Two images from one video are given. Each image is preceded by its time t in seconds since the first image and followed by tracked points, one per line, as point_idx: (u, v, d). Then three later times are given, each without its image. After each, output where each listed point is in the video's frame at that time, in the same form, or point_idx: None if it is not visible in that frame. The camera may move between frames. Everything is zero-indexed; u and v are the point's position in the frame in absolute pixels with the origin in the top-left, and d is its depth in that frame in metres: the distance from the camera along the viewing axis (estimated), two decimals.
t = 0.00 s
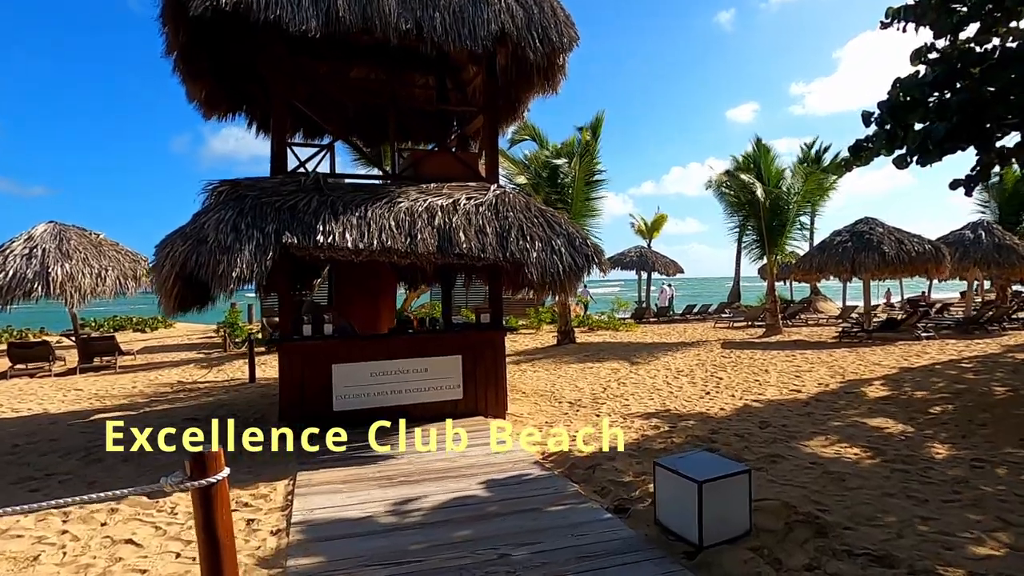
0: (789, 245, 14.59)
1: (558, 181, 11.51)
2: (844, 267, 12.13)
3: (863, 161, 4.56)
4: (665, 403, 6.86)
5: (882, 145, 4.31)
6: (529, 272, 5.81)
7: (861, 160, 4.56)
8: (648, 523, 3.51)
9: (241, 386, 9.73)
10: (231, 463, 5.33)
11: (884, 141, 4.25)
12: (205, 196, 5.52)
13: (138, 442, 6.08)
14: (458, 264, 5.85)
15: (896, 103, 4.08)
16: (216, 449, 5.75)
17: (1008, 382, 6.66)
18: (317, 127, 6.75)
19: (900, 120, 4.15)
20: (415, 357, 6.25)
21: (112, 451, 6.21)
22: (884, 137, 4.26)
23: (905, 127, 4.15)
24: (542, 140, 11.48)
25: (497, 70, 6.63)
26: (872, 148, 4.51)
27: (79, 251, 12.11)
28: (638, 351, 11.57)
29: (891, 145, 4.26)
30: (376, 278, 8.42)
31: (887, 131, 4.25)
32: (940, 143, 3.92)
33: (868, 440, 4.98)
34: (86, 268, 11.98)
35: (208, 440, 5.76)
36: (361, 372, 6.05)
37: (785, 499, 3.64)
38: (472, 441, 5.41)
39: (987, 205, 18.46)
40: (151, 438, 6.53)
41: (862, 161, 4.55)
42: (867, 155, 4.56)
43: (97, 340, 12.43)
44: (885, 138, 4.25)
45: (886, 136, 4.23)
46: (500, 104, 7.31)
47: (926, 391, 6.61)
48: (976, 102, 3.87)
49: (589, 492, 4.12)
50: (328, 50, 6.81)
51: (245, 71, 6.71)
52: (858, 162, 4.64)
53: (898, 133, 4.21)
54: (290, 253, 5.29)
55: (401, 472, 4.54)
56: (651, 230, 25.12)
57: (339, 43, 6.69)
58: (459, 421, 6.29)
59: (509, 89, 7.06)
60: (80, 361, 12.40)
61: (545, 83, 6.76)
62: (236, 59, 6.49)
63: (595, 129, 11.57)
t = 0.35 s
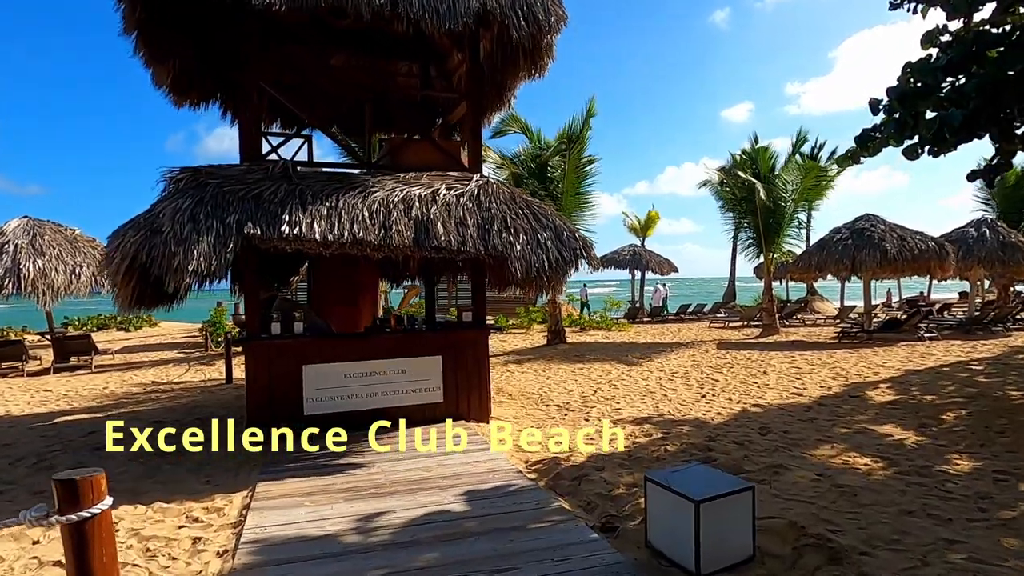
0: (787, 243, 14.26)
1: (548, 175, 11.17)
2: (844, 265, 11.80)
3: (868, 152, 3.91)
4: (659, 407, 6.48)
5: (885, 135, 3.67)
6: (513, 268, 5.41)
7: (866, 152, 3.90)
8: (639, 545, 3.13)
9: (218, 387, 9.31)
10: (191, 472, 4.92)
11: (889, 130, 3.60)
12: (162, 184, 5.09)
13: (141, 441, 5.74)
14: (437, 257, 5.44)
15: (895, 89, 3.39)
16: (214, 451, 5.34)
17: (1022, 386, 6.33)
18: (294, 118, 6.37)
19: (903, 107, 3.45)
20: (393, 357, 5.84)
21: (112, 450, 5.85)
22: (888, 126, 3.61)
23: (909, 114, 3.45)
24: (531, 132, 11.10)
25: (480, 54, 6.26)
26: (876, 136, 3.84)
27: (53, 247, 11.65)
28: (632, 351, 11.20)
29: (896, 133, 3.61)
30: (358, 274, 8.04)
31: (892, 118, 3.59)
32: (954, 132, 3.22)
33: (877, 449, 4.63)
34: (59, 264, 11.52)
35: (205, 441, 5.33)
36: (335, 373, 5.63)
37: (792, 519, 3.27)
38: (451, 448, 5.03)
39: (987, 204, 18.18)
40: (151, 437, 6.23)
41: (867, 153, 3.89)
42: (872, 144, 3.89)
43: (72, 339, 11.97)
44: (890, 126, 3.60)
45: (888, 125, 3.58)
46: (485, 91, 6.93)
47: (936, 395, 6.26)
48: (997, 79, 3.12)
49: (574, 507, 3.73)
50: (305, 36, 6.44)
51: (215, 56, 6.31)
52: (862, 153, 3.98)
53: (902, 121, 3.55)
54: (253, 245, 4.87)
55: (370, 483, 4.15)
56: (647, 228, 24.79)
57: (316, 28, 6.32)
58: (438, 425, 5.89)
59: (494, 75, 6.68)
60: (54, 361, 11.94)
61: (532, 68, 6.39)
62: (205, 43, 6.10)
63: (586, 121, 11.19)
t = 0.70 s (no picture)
0: (775, 240, 14.07)
1: (531, 169, 10.84)
2: (835, 262, 11.60)
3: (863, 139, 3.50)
4: (646, 410, 6.17)
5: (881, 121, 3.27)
6: (489, 264, 5.06)
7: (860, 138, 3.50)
8: (623, 569, 2.79)
9: (185, 393, 8.85)
10: (142, 486, 4.53)
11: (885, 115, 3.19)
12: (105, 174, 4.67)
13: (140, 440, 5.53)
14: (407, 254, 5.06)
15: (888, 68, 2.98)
16: (217, 449, 5.00)
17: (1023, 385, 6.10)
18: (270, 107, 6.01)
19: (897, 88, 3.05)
20: (364, 360, 5.44)
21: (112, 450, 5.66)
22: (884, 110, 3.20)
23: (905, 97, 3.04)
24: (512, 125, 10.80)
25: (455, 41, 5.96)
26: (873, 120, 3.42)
27: (13, 247, 11.09)
28: (619, 351, 10.89)
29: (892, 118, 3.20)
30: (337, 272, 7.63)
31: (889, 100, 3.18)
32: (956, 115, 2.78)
33: (878, 456, 4.34)
34: (20, 265, 10.97)
35: (209, 435, 4.97)
36: (300, 378, 5.21)
37: (793, 536, 2.97)
38: (424, 456, 4.69)
39: (974, 201, 18.16)
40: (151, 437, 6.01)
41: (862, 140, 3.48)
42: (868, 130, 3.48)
43: (34, 344, 11.41)
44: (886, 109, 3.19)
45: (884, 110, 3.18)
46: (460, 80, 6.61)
47: (934, 395, 6.01)
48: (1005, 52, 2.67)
49: (552, 524, 3.39)
50: (271, 25, 6.10)
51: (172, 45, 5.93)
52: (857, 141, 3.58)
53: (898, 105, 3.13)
54: (205, 240, 4.46)
55: (332, 499, 3.79)
56: (634, 227, 24.58)
57: (281, 15, 5.96)
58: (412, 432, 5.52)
59: (470, 64, 6.36)
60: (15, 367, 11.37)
61: (510, 53, 6.08)
62: (161, 32, 5.71)
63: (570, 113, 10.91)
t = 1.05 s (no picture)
0: (744, 235, 14.06)
1: (496, 168, 10.58)
2: (803, 255, 11.59)
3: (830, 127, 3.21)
4: (617, 413, 5.93)
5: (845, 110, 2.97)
6: (445, 265, 4.74)
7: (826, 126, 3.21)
8: None
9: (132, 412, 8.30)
10: (67, 519, 4.11)
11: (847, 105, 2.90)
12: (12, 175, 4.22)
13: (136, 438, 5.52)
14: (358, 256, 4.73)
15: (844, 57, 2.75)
16: (218, 446, 4.72)
17: (992, 373, 6.05)
18: (206, 103, 5.58)
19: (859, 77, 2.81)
20: (314, 372, 5.05)
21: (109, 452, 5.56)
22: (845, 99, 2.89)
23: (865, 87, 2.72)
24: (474, 123, 10.59)
25: (405, 29, 5.60)
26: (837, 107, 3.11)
27: None
28: (590, 351, 10.68)
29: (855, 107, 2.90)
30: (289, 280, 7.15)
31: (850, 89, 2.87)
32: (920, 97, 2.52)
33: (854, 453, 4.18)
34: None
35: (210, 431, 4.68)
36: (243, 395, 4.79)
37: (768, 550, 2.75)
38: (380, 473, 4.37)
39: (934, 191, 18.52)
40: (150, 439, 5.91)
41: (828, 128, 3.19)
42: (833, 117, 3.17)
43: None
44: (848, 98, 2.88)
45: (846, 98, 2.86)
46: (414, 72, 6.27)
47: (905, 386, 5.90)
48: (967, 35, 2.30)
49: (511, 546, 3.11)
50: (203, 13, 5.64)
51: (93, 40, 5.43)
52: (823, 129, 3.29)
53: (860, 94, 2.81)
54: (127, 247, 4.05)
55: (271, 526, 3.45)
56: (605, 225, 24.50)
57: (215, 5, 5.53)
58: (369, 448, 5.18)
59: (423, 55, 6.03)
60: None
61: (464, 42, 5.75)
62: (80, 29, 5.21)
63: (533, 110, 10.73)
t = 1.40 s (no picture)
0: (711, 235, 14.03)
1: (460, 164, 10.26)
2: (766, 256, 11.58)
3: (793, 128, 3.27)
4: (579, 420, 5.66)
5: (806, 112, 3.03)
6: (390, 264, 4.41)
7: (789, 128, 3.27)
8: None
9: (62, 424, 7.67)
10: None
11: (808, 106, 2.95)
12: None
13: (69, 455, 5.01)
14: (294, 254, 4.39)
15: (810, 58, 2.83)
16: (218, 448, 4.59)
17: (951, 374, 6.01)
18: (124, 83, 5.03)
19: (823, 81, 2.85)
20: (246, 383, 4.68)
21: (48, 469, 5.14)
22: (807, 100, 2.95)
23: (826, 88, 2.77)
24: (438, 118, 10.21)
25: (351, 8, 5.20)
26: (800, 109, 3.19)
27: None
28: (555, 354, 10.45)
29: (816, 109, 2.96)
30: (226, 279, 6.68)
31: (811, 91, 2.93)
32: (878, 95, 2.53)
33: (819, 461, 4.00)
34: None
35: (211, 433, 4.57)
36: (165, 408, 4.40)
37: None
38: (318, 495, 4.00)
39: (887, 196, 18.81)
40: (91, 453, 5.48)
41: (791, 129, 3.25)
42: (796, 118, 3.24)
43: None
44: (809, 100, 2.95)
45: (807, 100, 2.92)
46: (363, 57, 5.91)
47: (867, 388, 5.77)
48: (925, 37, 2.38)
49: None
50: None
51: None
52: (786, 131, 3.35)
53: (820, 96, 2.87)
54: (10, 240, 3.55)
55: (184, 561, 3.05)
56: (574, 226, 24.38)
57: None
58: (307, 463, 4.83)
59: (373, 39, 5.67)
60: None
61: (417, 27, 5.43)
62: None
63: (498, 106, 10.43)
